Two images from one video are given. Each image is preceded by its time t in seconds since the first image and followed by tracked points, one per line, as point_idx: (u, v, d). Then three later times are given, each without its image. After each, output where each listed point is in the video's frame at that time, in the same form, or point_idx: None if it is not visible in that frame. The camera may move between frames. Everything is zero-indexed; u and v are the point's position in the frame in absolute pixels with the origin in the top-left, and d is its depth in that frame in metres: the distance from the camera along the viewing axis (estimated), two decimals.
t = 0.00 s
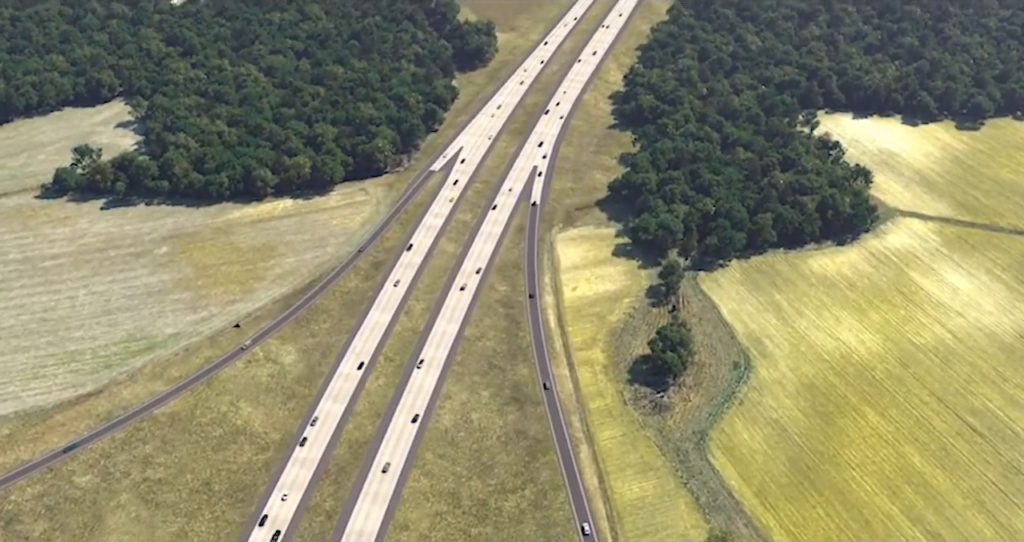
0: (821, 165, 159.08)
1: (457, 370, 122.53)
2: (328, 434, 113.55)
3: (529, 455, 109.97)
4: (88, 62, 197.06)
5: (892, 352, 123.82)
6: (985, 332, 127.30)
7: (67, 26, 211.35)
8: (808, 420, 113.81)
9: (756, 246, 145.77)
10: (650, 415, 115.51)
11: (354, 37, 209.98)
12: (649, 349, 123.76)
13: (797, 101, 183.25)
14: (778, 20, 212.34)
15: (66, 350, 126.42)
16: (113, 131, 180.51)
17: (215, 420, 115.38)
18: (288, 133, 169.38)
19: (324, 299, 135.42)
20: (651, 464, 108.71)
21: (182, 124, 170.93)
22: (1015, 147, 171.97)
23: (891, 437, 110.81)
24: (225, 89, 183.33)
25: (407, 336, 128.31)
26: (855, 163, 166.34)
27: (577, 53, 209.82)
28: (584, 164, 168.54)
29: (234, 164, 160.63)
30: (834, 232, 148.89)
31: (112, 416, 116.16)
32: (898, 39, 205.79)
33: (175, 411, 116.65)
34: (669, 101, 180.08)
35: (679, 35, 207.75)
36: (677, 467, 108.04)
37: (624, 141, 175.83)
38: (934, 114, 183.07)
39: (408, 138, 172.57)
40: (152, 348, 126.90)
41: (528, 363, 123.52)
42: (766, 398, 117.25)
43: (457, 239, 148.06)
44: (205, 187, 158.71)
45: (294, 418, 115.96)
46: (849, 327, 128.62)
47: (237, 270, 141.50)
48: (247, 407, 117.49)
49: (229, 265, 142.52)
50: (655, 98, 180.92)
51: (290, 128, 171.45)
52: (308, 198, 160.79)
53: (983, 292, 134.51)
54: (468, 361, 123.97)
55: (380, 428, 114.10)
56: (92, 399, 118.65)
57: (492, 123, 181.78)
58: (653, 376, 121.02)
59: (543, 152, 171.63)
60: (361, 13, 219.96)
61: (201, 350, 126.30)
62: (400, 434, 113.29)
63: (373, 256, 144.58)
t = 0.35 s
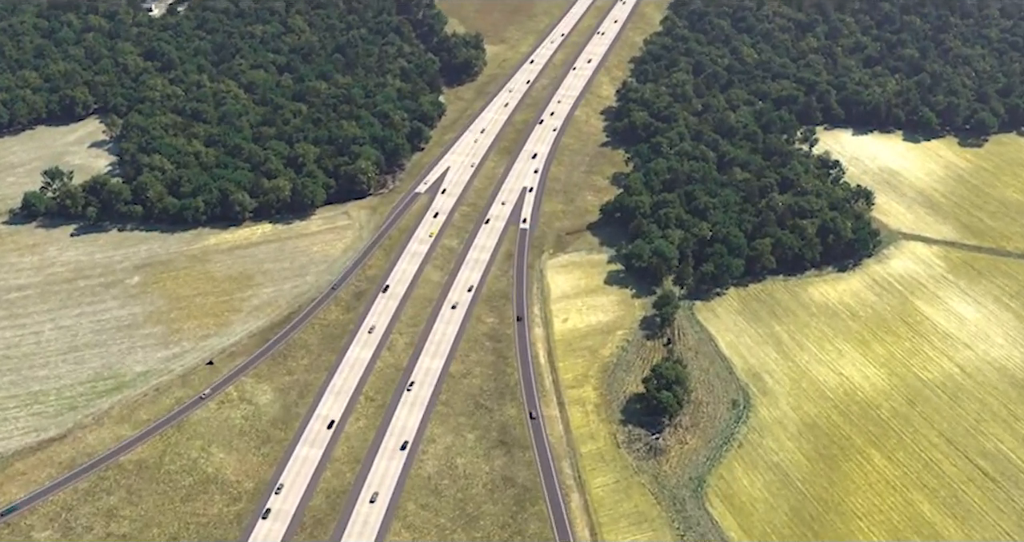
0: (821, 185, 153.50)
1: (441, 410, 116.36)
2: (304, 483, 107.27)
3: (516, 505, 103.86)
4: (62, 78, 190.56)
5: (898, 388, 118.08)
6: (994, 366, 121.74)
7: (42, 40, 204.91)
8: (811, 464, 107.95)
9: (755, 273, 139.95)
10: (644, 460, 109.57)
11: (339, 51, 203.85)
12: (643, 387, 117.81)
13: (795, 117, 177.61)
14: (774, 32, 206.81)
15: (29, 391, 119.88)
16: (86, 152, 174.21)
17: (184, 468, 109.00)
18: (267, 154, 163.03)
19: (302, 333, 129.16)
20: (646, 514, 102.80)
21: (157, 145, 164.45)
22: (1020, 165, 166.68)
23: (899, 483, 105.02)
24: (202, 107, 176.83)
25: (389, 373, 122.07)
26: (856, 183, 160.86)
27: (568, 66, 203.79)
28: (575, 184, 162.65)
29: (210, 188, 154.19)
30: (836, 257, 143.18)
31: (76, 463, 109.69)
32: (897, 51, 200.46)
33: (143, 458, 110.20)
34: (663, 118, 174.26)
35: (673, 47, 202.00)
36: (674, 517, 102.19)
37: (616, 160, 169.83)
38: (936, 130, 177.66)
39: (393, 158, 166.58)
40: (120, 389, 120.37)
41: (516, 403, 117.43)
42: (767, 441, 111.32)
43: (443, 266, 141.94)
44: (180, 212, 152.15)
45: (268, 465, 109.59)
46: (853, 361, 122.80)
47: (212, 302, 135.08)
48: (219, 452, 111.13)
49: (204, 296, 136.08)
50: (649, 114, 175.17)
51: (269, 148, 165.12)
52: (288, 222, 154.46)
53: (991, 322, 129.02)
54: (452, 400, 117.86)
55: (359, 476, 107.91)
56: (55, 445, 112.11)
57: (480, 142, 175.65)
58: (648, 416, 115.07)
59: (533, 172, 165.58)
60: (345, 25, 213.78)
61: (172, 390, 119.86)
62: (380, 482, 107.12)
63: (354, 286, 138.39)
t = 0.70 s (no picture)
0: (821, 206, 148.40)
1: (426, 451, 110.73)
2: (281, 532, 101.57)
3: None
4: (37, 94, 184.52)
5: (905, 425, 112.79)
6: (1004, 400, 116.60)
7: (17, 53, 198.70)
8: (815, 508, 102.59)
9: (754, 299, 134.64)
10: (640, 505, 104.11)
11: (324, 64, 198.20)
12: (638, 425, 112.36)
13: (793, 132, 172.48)
14: (771, 42, 201.74)
15: None
16: (61, 172, 168.47)
17: (154, 516, 103.17)
18: (248, 174, 157.21)
19: (281, 367, 123.41)
20: None
21: (133, 165, 158.51)
22: None
23: (908, 529, 99.69)
24: (181, 124, 170.90)
25: (372, 411, 116.38)
26: (858, 202, 155.84)
27: (560, 78, 198.27)
28: (566, 204, 157.22)
29: (188, 211, 148.31)
30: (837, 282, 137.92)
31: (39, 512, 103.81)
32: (897, 62, 195.56)
33: (110, 506, 104.36)
34: (657, 134, 168.92)
35: (668, 59, 196.85)
36: None
37: (610, 178, 164.36)
38: (938, 146, 172.60)
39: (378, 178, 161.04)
40: (88, 429, 114.42)
41: (505, 442, 111.84)
42: (768, 483, 105.86)
43: (429, 293, 136.32)
44: (156, 237, 146.20)
45: (242, 513, 103.76)
46: (857, 395, 117.45)
47: (187, 333, 129.22)
48: (192, 498, 105.33)
49: (179, 327, 130.17)
50: (643, 130, 169.92)
51: (251, 168, 159.38)
52: (269, 246, 148.68)
53: (1000, 352, 123.91)
54: (438, 439, 112.23)
55: (339, 524, 102.23)
56: (18, 491, 106.20)
57: (469, 159, 170.06)
58: (643, 456, 109.62)
59: (523, 192, 160.01)
60: (331, 37, 208.15)
61: (143, 430, 113.94)
62: (361, 530, 101.51)
63: (337, 315, 132.65)
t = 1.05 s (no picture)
0: (821, 230, 142.80)
1: (407, 500, 104.58)
2: None
3: None
4: (8, 112, 177.75)
5: (913, 469, 106.98)
6: (1016, 441, 110.99)
7: None
8: None
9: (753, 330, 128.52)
10: None
11: (307, 79, 191.90)
12: (632, 470, 106.36)
13: (792, 150, 166.75)
14: (768, 55, 195.98)
15: None
16: (31, 196, 162.06)
17: None
18: (225, 198, 150.66)
19: (256, 408, 117.06)
20: None
21: (105, 189, 151.89)
22: None
23: None
24: (157, 145, 164.31)
25: (351, 456, 110.10)
26: (859, 224, 150.20)
27: (551, 93, 192.11)
28: (557, 227, 151.10)
29: (161, 238, 141.79)
30: (840, 310, 132.08)
31: None
32: (898, 75, 190.04)
33: None
34: (651, 153, 162.98)
35: (662, 73, 190.98)
36: None
37: (602, 200, 158.27)
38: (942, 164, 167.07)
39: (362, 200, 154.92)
40: (50, 478, 107.85)
41: (491, 490, 105.69)
42: (771, 535, 99.94)
43: (413, 325, 130.04)
44: (127, 265, 139.69)
45: None
46: (863, 436, 111.58)
47: (158, 370, 122.73)
48: None
49: (149, 364, 123.64)
50: (636, 149, 164.03)
51: (228, 192, 152.86)
52: (246, 274, 142.30)
53: (1011, 388, 118.31)
54: (421, 487, 106.02)
55: None
56: None
57: (456, 179, 163.82)
58: (638, 505, 103.62)
59: (512, 214, 153.81)
60: (315, 50, 201.84)
61: (108, 479, 107.44)
62: None
63: (316, 349, 126.27)
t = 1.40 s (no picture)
0: (822, 253, 137.64)
1: None
2: None
3: None
4: None
5: (922, 513, 101.75)
6: None
7: None
8: None
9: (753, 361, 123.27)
10: None
11: (290, 93, 186.06)
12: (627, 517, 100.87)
13: (791, 167, 161.51)
14: (765, 66, 190.71)
15: None
16: (2, 218, 156.06)
17: None
18: (203, 222, 144.69)
19: (231, 449, 111.25)
20: None
21: (78, 213, 145.80)
22: None
23: None
24: (132, 164, 158.22)
25: (330, 501, 104.42)
26: (861, 246, 145.06)
27: (542, 107, 186.51)
28: (548, 250, 145.62)
29: (135, 265, 135.78)
30: (842, 339, 126.85)
31: None
32: (899, 87, 185.01)
33: None
34: (646, 171, 157.53)
35: (656, 85, 185.57)
36: None
37: (595, 221, 152.74)
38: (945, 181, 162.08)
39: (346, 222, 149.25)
40: (11, 529, 101.83)
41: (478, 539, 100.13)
42: None
43: (398, 357, 124.38)
44: (99, 294, 133.63)
45: None
46: (869, 476, 106.26)
47: (129, 408, 116.79)
48: None
49: (119, 401, 117.70)
50: (630, 167, 158.67)
51: (206, 214, 146.89)
52: (224, 302, 136.46)
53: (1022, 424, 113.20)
54: (403, 536, 100.43)
55: None
56: None
57: (443, 199, 158.13)
58: None
59: (502, 237, 148.22)
60: (299, 63, 196.09)
61: (73, 530, 101.52)
62: None
63: (295, 384, 120.52)
